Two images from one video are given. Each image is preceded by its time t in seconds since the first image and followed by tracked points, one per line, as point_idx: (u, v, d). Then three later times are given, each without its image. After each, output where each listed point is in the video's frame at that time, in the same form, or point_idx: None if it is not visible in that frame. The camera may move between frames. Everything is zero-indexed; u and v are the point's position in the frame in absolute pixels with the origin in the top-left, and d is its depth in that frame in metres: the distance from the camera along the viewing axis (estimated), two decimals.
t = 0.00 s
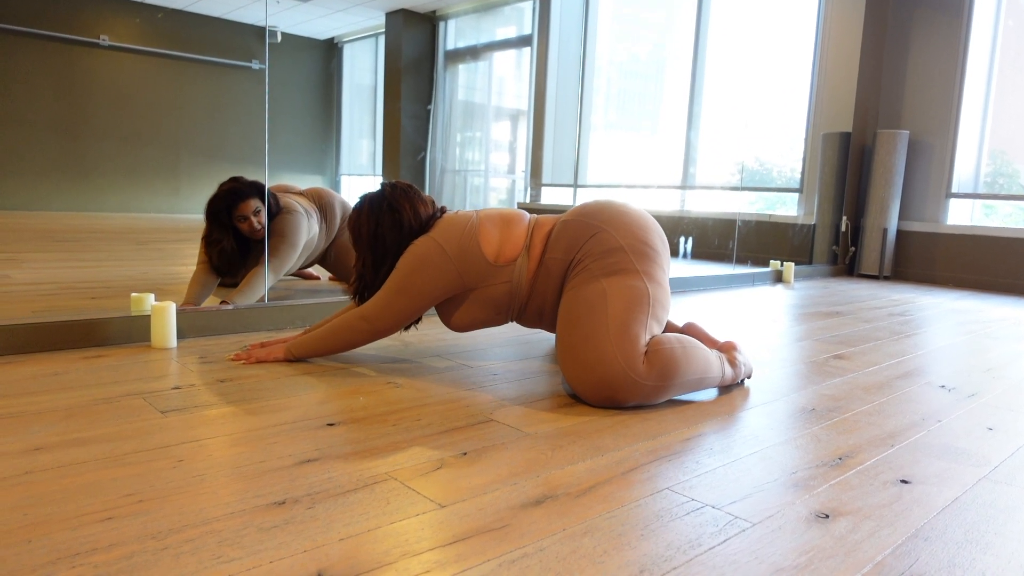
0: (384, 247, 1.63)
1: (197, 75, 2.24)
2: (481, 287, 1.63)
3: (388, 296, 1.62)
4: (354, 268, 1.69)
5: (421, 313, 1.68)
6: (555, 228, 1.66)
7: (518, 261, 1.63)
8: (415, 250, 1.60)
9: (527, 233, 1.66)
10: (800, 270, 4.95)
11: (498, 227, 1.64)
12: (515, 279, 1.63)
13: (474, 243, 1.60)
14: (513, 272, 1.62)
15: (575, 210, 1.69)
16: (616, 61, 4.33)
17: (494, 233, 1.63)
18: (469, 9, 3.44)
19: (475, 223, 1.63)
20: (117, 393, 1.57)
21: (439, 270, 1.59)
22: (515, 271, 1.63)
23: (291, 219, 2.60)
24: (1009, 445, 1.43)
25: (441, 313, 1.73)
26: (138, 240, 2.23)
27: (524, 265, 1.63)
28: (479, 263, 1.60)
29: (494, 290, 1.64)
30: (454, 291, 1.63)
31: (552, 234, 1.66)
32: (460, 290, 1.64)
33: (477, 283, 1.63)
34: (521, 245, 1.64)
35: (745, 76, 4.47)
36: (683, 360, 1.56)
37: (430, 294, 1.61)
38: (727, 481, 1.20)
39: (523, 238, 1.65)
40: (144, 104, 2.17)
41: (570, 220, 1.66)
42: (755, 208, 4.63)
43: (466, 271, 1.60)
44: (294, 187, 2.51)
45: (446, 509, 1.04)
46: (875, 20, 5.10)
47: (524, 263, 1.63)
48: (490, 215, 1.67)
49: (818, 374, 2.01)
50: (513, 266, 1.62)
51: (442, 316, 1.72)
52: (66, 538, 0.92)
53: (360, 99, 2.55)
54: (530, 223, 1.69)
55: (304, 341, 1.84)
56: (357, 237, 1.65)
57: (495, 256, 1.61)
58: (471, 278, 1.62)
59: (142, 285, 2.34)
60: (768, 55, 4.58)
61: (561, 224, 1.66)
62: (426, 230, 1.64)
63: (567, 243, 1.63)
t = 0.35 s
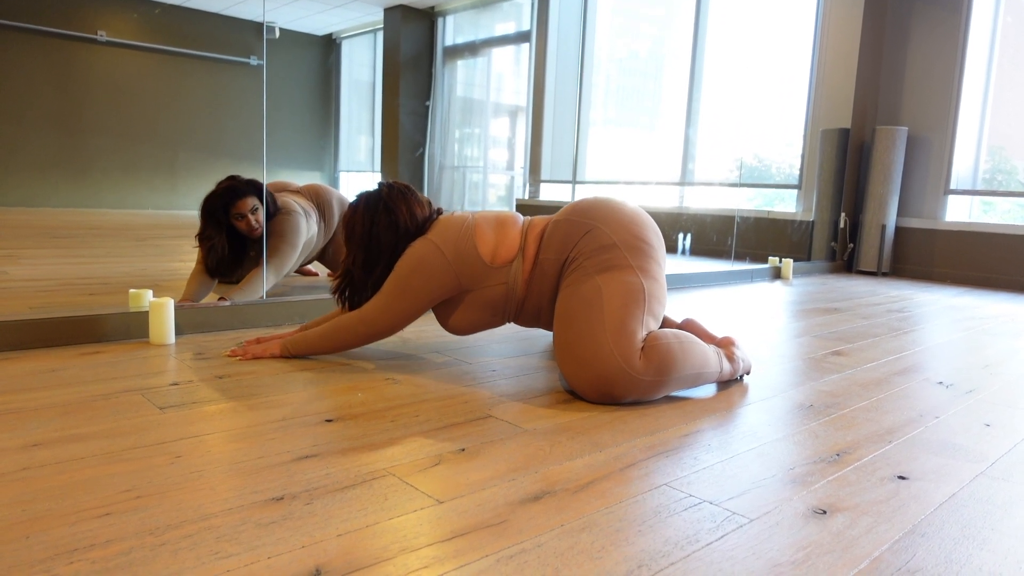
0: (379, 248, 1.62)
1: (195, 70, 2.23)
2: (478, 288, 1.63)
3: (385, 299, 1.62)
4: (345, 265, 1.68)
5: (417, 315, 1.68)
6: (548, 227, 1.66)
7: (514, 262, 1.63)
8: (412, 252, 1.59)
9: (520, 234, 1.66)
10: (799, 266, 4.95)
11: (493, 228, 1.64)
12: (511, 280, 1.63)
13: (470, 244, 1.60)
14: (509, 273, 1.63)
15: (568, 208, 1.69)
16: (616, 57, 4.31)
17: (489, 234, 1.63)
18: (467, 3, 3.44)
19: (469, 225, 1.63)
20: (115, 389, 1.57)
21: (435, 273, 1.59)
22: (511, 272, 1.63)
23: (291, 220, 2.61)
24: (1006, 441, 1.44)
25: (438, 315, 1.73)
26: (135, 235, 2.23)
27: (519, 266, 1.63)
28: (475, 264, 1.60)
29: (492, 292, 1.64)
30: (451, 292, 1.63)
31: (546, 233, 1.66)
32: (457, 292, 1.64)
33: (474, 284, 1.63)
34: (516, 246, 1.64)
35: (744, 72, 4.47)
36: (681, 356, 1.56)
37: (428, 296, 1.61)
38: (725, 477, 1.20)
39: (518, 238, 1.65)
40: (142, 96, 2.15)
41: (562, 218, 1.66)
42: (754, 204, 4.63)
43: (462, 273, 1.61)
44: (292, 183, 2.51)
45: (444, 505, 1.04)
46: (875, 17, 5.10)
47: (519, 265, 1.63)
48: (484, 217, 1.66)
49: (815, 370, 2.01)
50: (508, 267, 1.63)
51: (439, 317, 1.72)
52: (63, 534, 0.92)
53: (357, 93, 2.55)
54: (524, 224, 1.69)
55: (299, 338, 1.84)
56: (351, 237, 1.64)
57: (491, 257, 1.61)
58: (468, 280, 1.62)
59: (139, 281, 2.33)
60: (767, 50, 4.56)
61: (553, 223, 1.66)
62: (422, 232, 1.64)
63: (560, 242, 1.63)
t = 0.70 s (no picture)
0: (393, 284, 1.67)
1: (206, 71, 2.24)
2: (493, 308, 1.66)
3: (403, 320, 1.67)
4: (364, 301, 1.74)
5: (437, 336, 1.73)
6: (557, 235, 1.67)
7: (524, 278, 1.65)
8: (423, 281, 1.63)
9: (529, 247, 1.68)
10: (810, 268, 4.92)
11: (500, 248, 1.67)
12: (524, 297, 1.65)
13: (479, 266, 1.63)
14: (521, 290, 1.65)
15: (576, 213, 1.69)
16: (625, 58, 4.48)
17: (497, 254, 1.65)
18: (478, 9, 3.81)
19: (479, 249, 1.66)
20: (129, 389, 1.59)
21: (448, 297, 1.62)
22: (523, 289, 1.65)
23: (306, 238, 2.60)
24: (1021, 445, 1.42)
25: (461, 336, 1.77)
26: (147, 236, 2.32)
27: (530, 281, 1.65)
28: (486, 284, 1.63)
29: (507, 309, 1.67)
30: (467, 313, 1.66)
31: (555, 242, 1.67)
32: (473, 311, 1.67)
33: (489, 304, 1.66)
34: (525, 262, 1.66)
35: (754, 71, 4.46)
36: (692, 357, 1.56)
37: (444, 320, 1.65)
38: (736, 480, 1.19)
39: (527, 252, 1.67)
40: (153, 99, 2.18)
41: (571, 224, 1.66)
42: (765, 205, 4.60)
43: (474, 293, 1.63)
44: (304, 186, 2.51)
45: (455, 506, 1.05)
46: (887, 16, 5.06)
47: (530, 280, 1.65)
48: (491, 239, 1.69)
49: (827, 372, 2.00)
50: (520, 284, 1.65)
51: (460, 338, 1.76)
52: (78, 533, 0.92)
53: (368, 95, 2.60)
54: (532, 237, 1.71)
55: (315, 349, 1.87)
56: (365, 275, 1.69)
57: (502, 277, 1.63)
58: (481, 300, 1.65)
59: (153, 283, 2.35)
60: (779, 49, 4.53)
61: (562, 230, 1.67)
62: (433, 263, 1.67)
63: (570, 247, 1.63)
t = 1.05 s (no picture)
0: (389, 293, 1.69)
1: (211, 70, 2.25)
2: (491, 312, 1.69)
3: (403, 324, 1.69)
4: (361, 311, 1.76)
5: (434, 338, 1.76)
6: (555, 239, 1.68)
7: (522, 283, 1.67)
8: (419, 286, 1.65)
9: (528, 252, 1.69)
10: (816, 273, 4.91)
11: (498, 252, 1.68)
12: (522, 302, 1.67)
13: (477, 270, 1.64)
14: (519, 295, 1.67)
15: (575, 218, 1.70)
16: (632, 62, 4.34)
17: (495, 259, 1.67)
18: (484, 9, 3.78)
19: (477, 254, 1.68)
20: (133, 388, 1.59)
21: (445, 301, 1.64)
22: (520, 293, 1.67)
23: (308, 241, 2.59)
24: None
25: (461, 340, 1.80)
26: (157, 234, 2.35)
27: (528, 286, 1.67)
28: (483, 289, 1.64)
29: (505, 313, 1.69)
30: (465, 317, 1.68)
31: (553, 246, 1.68)
32: (471, 315, 1.69)
33: (487, 308, 1.68)
34: (523, 266, 1.67)
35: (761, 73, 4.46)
36: (695, 360, 1.55)
37: (441, 324, 1.68)
38: (740, 484, 1.19)
39: (525, 257, 1.68)
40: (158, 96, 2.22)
41: (569, 229, 1.67)
42: (770, 210, 4.60)
43: (472, 298, 1.65)
44: (308, 187, 2.51)
45: (457, 508, 1.05)
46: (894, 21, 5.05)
47: (528, 285, 1.67)
48: (490, 244, 1.71)
49: (832, 377, 2.00)
50: (518, 288, 1.66)
51: (459, 341, 1.80)
52: (82, 532, 0.93)
53: (374, 98, 2.59)
54: (530, 241, 1.72)
55: (314, 351, 1.88)
56: (359, 285, 1.71)
57: (500, 282, 1.65)
58: (480, 304, 1.66)
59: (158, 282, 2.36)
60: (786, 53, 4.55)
61: (560, 234, 1.68)
62: (427, 271, 1.69)
63: (569, 251, 1.64)
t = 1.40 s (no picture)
0: (384, 293, 1.69)
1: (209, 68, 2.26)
2: (488, 312, 1.69)
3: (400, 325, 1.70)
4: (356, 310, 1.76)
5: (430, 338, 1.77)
6: (551, 239, 1.68)
7: (519, 284, 1.67)
8: (415, 287, 1.65)
9: (524, 252, 1.69)
10: (815, 270, 4.91)
11: (494, 253, 1.68)
12: (518, 302, 1.68)
13: (473, 271, 1.65)
14: (516, 296, 1.67)
15: (570, 217, 1.70)
16: (632, 59, 4.39)
17: (491, 260, 1.67)
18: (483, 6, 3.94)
19: (473, 254, 1.68)
20: (131, 384, 1.59)
21: (442, 302, 1.65)
22: (517, 294, 1.67)
23: (306, 240, 2.53)
24: None
25: (458, 341, 1.81)
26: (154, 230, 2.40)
27: (524, 286, 1.67)
28: (480, 290, 1.65)
29: (502, 314, 1.69)
30: (461, 317, 1.69)
31: (549, 246, 1.68)
32: (467, 316, 1.69)
33: (484, 309, 1.69)
34: (519, 267, 1.68)
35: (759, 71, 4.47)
36: (693, 357, 1.55)
37: (438, 325, 1.68)
38: (738, 482, 1.19)
39: (521, 258, 1.69)
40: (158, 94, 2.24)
41: (565, 228, 1.67)
42: (769, 207, 4.60)
43: (468, 298, 1.66)
44: (307, 183, 2.48)
45: (456, 505, 1.05)
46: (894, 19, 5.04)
47: (524, 286, 1.67)
48: (486, 244, 1.71)
49: (830, 375, 2.00)
50: (514, 289, 1.67)
51: (456, 341, 1.81)
52: (80, 528, 0.92)
53: (372, 95, 2.61)
54: (526, 242, 1.72)
55: (305, 346, 1.88)
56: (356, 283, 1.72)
57: (496, 282, 1.65)
58: (477, 305, 1.67)
59: (156, 278, 2.36)
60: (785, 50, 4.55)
61: (556, 234, 1.68)
62: (422, 271, 1.70)
63: (565, 251, 1.64)
